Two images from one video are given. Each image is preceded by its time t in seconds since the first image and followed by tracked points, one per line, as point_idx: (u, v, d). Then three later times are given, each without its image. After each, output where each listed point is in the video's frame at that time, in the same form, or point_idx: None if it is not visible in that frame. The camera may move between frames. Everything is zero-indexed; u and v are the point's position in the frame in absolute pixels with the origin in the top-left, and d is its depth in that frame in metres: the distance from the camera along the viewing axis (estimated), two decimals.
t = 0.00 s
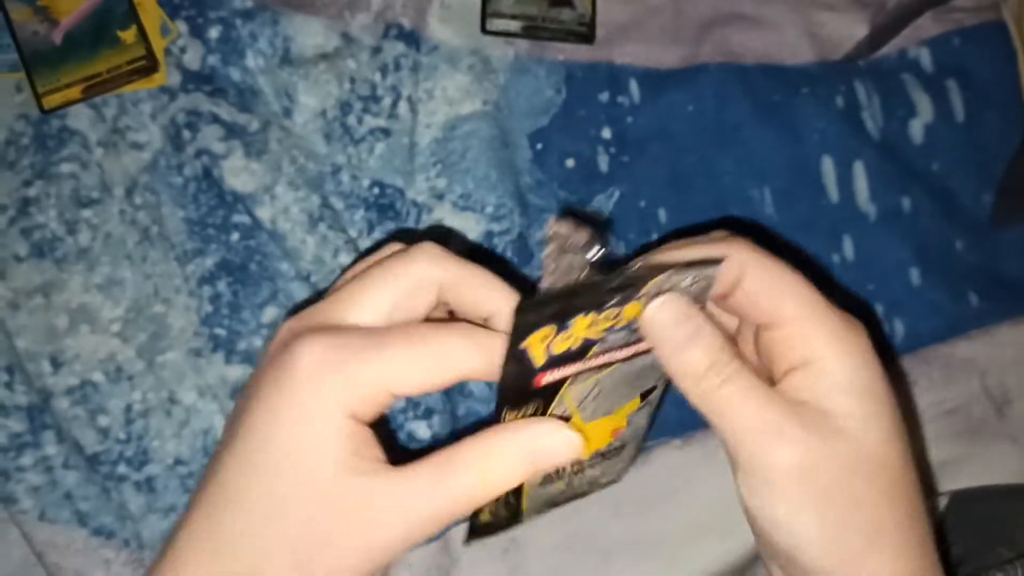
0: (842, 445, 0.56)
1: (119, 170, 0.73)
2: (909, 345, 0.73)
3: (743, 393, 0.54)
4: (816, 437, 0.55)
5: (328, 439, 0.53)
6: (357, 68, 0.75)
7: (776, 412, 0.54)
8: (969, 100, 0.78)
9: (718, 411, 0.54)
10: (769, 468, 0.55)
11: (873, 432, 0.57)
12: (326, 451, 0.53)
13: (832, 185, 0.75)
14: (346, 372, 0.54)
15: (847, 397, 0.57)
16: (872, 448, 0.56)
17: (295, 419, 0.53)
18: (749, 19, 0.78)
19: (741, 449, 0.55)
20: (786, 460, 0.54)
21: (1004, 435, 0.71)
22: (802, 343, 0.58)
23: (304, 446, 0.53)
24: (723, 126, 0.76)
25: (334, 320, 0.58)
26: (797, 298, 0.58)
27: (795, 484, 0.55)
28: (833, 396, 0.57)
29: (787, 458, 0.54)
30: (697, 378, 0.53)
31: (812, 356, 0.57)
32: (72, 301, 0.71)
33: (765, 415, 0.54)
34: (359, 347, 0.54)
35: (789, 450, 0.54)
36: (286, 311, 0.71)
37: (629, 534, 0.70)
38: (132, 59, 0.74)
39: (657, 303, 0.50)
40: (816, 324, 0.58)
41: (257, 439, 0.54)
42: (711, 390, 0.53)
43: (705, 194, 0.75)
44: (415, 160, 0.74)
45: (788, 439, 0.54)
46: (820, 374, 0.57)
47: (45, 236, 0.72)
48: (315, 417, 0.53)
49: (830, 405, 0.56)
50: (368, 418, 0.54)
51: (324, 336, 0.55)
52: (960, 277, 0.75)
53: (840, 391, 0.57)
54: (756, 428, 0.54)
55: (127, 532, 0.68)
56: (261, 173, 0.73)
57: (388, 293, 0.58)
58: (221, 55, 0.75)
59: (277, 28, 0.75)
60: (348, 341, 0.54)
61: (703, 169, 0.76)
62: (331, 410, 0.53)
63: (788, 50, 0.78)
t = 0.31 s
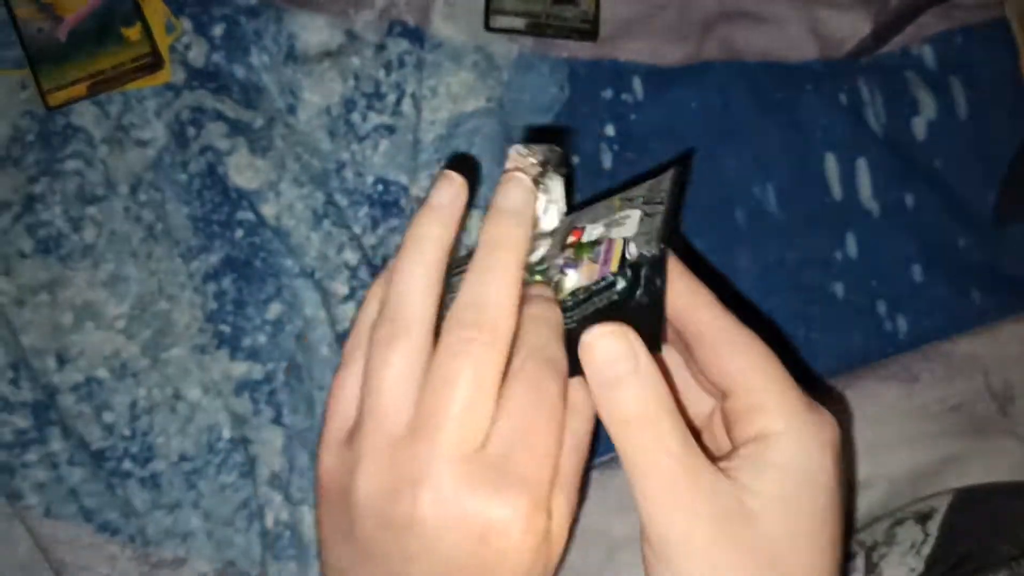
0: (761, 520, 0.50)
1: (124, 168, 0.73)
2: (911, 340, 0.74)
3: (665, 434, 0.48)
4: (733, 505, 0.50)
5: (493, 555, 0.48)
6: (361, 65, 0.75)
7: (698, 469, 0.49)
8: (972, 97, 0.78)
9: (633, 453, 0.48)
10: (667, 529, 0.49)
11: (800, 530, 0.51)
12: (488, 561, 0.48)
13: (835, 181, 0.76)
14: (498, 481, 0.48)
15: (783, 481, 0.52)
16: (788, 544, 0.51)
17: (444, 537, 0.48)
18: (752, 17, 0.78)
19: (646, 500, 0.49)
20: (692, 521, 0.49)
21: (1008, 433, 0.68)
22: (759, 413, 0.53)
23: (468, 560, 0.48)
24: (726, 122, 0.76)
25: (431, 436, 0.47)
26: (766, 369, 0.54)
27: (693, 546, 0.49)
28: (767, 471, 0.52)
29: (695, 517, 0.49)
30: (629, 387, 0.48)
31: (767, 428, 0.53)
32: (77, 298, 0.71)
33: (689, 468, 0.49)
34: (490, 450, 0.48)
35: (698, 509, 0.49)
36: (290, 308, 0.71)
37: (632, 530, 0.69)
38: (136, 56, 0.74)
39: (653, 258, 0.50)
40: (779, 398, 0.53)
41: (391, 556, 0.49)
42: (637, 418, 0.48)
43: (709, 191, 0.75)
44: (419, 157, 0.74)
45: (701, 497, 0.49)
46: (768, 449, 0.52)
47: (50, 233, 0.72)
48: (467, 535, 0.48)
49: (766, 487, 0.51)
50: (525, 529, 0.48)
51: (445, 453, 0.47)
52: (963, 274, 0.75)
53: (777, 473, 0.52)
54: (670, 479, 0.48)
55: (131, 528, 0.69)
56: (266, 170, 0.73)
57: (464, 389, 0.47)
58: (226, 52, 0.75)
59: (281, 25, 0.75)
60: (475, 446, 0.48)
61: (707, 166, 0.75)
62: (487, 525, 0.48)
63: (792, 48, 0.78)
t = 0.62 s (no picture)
0: (775, 550, 0.50)
1: (123, 170, 0.73)
2: (910, 343, 0.74)
3: (686, 451, 0.49)
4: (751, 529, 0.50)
5: (398, 488, 0.50)
6: (359, 67, 0.75)
7: (720, 488, 0.50)
8: (971, 99, 0.78)
9: (655, 464, 0.50)
10: (679, 538, 0.50)
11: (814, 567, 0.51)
12: (401, 497, 0.50)
13: (834, 183, 0.76)
14: (404, 403, 0.50)
15: (807, 520, 0.51)
16: None
17: (362, 462, 0.51)
18: (750, 19, 0.78)
19: (661, 509, 0.50)
20: (704, 536, 0.49)
21: (1007, 436, 0.70)
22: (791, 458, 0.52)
23: (377, 489, 0.50)
24: (725, 125, 0.76)
25: (371, 362, 0.52)
26: (812, 416, 0.53)
27: (696, 556, 0.49)
28: (791, 511, 0.51)
29: (704, 530, 0.49)
30: (642, 410, 0.49)
31: (797, 471, 0.52)
32: (76, 300, 0.71)
33: (710, 484, 0.49)
34: (418, 380, 0.50)
35: (710, 526, 0.49)
36: (289, 311, 0.71)
37: (629, 532, 0.69)
38: (135, 59, 0.74)
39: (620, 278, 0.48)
40: (817, 447, 0.52)
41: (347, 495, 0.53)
42: (656, 433, 0.49)
43: (709, 194, 0.75)
44: (417, 159, 0.74)
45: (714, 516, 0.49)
46: (796, 491, 0.51)
47: (49, 235, 0.72)
48: (372, 463, 0.50)
49: (789, 522, 0.51)
50: (422, 455, 0.49)
51: (374, 378, 0.52)
52: (962, 277, 0.75)
53: (803, 513, 0.51)
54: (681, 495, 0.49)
55: (129, 530, 0.69)
56: (264, 172, 0.73)
57: (413, 331, 0.51)
58: (224, 55, 0.75)
59: (280, 28, 0.75)
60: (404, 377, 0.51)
61: (706, 169, 0.76)
62: (392, 449, 0.49)
63: (791, 49, 0.78)
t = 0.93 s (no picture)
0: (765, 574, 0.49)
1: (121, 170, 0.73)
2: (908, 344, 0.74)
3: (666, 470, 0.49)
4: (738, 553, 0.49)
5: (404, 471, 0.48)
6: (358, 68, 0.75)
7: (704, 511, 0.49)
8: (970, 100, 0.77)
9: (638, 488, 0.50)
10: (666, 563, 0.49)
11: None
12: (408, 480, 0.48)
13: (833, 184, 0.76)
14: (401, 380, 0.48)
15: (798, 546, 0.50)
16: None
17: (360, 450, 0.49)
18: (749, 20, 0.78)
19: (647, 533, 0.50)
20: (690, 560, 0.49)
21: (1006, 437, 0.70)
22: (779, 482, 0.52)
23: (379, 473, 0.49)
24: (723, 126, 0.76)
25: (352, 346, 0.50)
26: (799, 440, 0.52)
27: None
28: (781, 536, 0.50)
29: (690, 553, 0.49)
30: (624, 430, 0.50)
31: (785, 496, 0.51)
32: (74, 301, 0.71)
33: (698, 505, 0.49)
34: (412, 356, 0.49)
35: (696, 548, 0.49)
36: (287, 311, 0.71)
37: (629, 533, 0.69)
38: (134, 59, 0.74)
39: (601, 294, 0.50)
40: (805, 473, 0.51)
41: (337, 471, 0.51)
42: (638, 454, 0.50)
43: (707, 195, 0.75)
44: (415, 160, 0.74)
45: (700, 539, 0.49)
46: (783, 517, 0.51)
47: (48, 236, 0.72)
48: (372, 449, 0.49)
49: (779, 547, 0.50)
50: (427, 431, 0.48)
51: (358, 364, 0.50)
52: (961, 278, 0.75)
53: (793, 539, 0.50)
54: (665, 517, 0.49)
55: (127, 531, 0.69)
56: (262, 173, 0.73)
57: (403, 299, 0.50)
58: (223, 55, 0.75)
59: (278, 28, 0.75)
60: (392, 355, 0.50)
61: (704, 169, 0.76)
62: (396, 429, 0.48)
63: (790, 49, 0.78)
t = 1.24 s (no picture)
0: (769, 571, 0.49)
1: (118, 172, 0.73)
2: (907, 346, 0.74)
3: (665, 470, 0.49)
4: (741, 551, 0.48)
5: (409, 447, 0.47)
6: (355, 69, 0.75)
7: (705, 511, 0.49)
8: (968, 101, 0.77)
9: (639, 490, 0.49)
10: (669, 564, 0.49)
11: None
12: (411, 457, 0.48)
13: (831, 185, 0.75)
14: (421, 357, 0.47)
15: (801, 540, 0.49)
16: None
17: (367, 420, 0.48)
18: (747, 21, 0.78)
19: (650, 535, 0.49)
20: (694, 561, 0.48)
21: (1003, 439, 0.71)
22: (779, 476, 0.51)
23: (384, 446, 0.48)
24: (722, 127, 0.76)
25: (385, 310, 0.48)
26: (797, 433, 0.52)
27: None
28: (785, 531, 0.49)
29: (693, 554, 0.48)
30: (622, 434, 0.50)
31: (786, 491, 0.50)
32: (71, 303, 0.71)
33: (699, 505, 0.49)
34: (435, 336, 0.48)
35: (699, 547, 0.48)
36: (284, 313, 0.71)
37: (627, 535, 0.70)
38: (132, 61, 0.74)
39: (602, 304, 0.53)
40: (804, 466, 0.51)
41: (338, 436, 0.49)
42: (636, 456, 0.49)
43: (705, 197, 0.75)
44: (413, 162, 0.74)
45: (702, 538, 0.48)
46: (786, 513, 0.50)
47: (45, 238, 0.72)
48: (381, 421, 0.48)
49: (783, 543, 0.49)
50: (441, 413, 0.47)
51: (386, 330, 0.48)
52: (959, 280, 0.75)
53: (796, 534, 0.49)
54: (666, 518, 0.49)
55: (125, 533, 0.69)
56: (260, 175, 0.73)
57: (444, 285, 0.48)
58: (221, 57, 0.75)
59: (276, 30, 0.75)
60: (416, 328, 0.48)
61: (702, 171, 0.76)
62: (410, 405, 0.47)
63: (789, 50, 0.78)
